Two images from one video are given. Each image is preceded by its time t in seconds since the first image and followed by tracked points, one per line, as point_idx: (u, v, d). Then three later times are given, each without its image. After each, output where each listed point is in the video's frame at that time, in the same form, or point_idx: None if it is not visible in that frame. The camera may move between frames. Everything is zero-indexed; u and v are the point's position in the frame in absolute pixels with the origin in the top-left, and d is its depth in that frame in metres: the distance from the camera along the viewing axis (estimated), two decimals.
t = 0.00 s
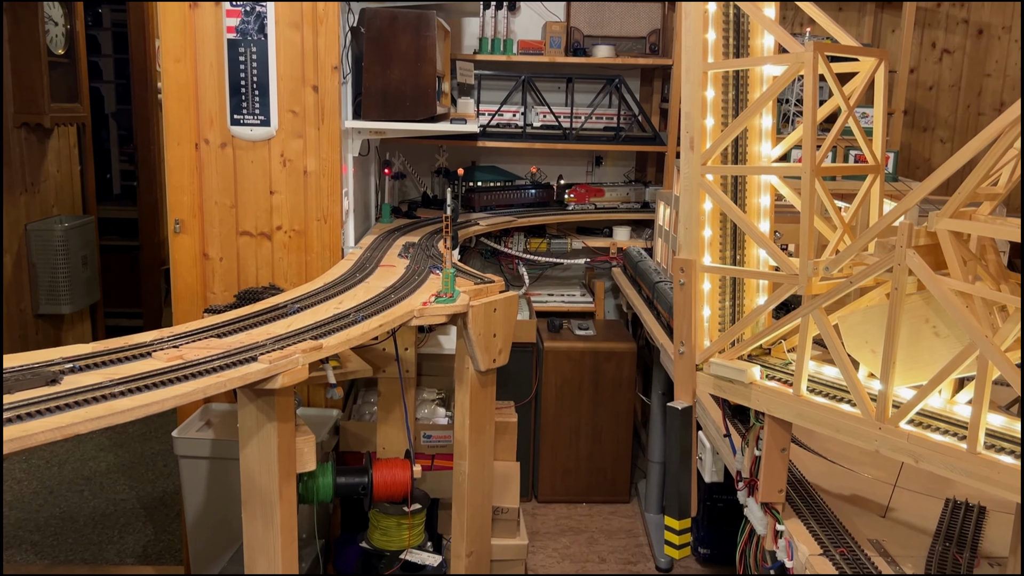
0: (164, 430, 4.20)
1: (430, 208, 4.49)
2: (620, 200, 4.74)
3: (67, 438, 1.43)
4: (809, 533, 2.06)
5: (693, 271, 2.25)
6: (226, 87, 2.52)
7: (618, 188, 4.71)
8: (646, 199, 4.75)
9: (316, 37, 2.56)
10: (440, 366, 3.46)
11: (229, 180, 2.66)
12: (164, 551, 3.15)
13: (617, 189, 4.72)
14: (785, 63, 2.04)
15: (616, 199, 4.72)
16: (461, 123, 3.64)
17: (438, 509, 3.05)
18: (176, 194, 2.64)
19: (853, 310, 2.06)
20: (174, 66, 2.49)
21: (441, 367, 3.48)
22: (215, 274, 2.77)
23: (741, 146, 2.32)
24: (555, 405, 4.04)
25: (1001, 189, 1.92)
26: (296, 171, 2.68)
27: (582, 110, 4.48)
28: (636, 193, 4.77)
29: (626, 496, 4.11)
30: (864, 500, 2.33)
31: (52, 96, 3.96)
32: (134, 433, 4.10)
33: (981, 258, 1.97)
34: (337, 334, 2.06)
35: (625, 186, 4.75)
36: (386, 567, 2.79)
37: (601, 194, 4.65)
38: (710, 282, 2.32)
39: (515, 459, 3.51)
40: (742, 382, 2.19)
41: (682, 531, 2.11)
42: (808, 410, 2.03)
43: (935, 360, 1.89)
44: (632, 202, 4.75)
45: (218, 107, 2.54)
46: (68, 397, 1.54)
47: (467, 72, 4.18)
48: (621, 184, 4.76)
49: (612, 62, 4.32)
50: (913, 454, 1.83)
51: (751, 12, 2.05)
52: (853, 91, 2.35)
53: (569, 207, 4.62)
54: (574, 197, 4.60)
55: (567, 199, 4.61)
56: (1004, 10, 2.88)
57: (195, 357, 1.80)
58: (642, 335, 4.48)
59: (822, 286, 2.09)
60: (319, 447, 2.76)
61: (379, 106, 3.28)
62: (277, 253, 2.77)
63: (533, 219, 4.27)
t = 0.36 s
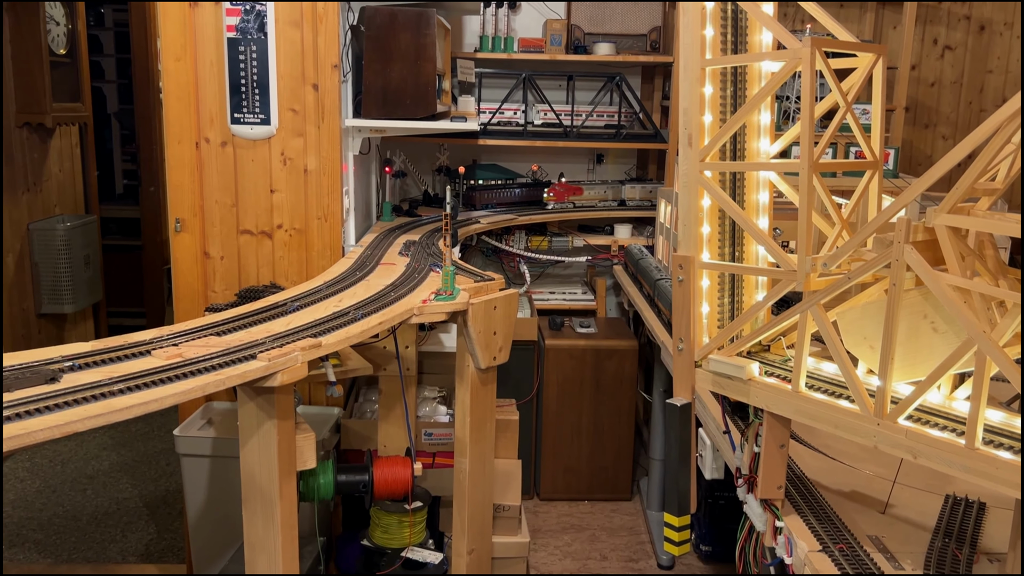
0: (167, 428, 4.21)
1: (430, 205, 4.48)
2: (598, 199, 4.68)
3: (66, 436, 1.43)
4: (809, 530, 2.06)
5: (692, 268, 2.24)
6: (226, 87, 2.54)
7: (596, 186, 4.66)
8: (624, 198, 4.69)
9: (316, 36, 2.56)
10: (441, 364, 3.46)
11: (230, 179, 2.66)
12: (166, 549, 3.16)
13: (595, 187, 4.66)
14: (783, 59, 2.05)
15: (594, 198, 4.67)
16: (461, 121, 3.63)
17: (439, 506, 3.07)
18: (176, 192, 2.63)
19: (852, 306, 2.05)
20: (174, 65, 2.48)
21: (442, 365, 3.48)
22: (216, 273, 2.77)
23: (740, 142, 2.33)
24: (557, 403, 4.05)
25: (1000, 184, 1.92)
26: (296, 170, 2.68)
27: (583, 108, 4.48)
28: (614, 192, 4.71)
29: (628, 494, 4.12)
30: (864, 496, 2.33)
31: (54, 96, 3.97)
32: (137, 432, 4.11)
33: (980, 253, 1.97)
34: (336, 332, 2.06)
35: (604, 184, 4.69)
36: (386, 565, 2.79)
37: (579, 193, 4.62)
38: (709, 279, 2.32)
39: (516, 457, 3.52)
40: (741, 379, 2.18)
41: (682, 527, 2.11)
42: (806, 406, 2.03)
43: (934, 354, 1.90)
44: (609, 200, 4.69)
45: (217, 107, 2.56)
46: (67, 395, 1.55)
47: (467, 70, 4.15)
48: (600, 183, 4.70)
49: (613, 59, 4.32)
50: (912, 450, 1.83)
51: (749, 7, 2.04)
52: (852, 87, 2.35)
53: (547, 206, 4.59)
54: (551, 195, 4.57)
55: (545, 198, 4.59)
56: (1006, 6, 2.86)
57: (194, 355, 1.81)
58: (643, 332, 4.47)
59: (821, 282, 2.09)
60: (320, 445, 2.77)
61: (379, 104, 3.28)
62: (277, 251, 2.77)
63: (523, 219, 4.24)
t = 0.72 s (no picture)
0: (172, 429, 4.22)
1: (434, 205, 4.47)
2: (580, 199, 4.62)
3: (72, 438, 1.44)
4: (815, 531, 2.05)
5: (696, 268, 2.26)
6: (229, 85, 2.35)
7: (578, 185, 4.61)
8: (605, 198, 4.66)
9: (319, 36, 2.56)
10: (445, 364, 3.47)
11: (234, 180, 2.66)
12: (172, 549, 3.17)
13: (576, 187, 4.60)
14: (787, 59, 2.04)
15: (576, 198, 4.60)
16: (465, 121, 3.63)
17: (445, 506, 3.09)
18: (181, 193, 2.60)
19: (856, 307, 2.06)
20: (177, 67, 2.36)
21: (446, 365, 3.48)
22: (220, 274, 2.82)
23: (744, 141, 2.31)
24: (561, 403, 4.04)
25: (1005, 183, 1.91)
26: (300, 170, 2.69)
27: (586, 107, 4.48)
28: (595, 192, 4.66)
29: (633, 493, 4.12)
30: (869, 496, 2.32)
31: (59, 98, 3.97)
32: (143, 432, 4.13)
33: (985, 253, 1.96)
34: (341, 333, 2.06)
35: (585, 184, 4.64)
36: (392, 565, 2.77)
37: (562, 193, 4.53)
38: (714, 279, 2.32)
39: (521, 457, 3.53)
40: (746, 379, 2.19)
41: (687, 527, 2.11)
42: (812, 406, 2.03)
43: (939, 354, 1.90)
44: (591, 200, 4.63)
45: (220, 107, 2.40)
46: (73, 397, 1.55)
47: (471, 70, 4.24)
48: (581, 184, 4.65)
49: (617, 59, 4.31)
50: (918, 450, 1.82)
51: (753, 7, 2.04)
52: (857, 85, 2.34)
53: (530, 207, 4.48)
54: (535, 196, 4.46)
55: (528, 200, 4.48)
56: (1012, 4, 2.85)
57: (199, 357, 1.81)
58: (648, 332, 4.47)
59: (826, 282, 2.08)
60: (324, 445, 2.77)
61: (382, 104, 3.27)
62: (282, 252, 2.85)
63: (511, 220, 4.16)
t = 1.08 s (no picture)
0: (176, 427, 4.23)
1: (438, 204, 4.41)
2: (562, 198, 4.55)
3: (71, 436, 1.43)
4: (818, 528, 2.05)
5: (699, 265, 2.22)
6: (231, 85, 2.31)
7: (563, 184, 4.52)
8: (586, 196, 4.64)
9: (321, 34, 2.54)
10: (448, 362, 3.46)
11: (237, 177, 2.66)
12: (176, 547, 3.17)
13: (560, 185, 4.51)
14: (790, 53, 2.03)
15: (560, 197, 4.52)
16: (467, 118, 3.63)
17: (448, 504, 3.08)
18: (182, 190, 2.55)
19: (861, 302, 2.03)
20: (179, 65, 2.27)
21: (448, 363, 3.48)
22: (223, 272, 2.83)
23: (747, 137, 2.29)
24: (564, 401, 4.04)
25: (1010, 177, 1.89)
26: (302, 168, 2.69)
27: (590, 104, 4.50)
28: (577, 189, 4.61)
29: (637, 491, 4.12)
30: (873, 493, 2.31)
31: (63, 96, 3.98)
32: (147, 431, 4.13)
33: (990, 248, 1.95)
34: (342, 330, 2.05)
35: (567, 182, 4.59)
36: (395, 563, 2.78)
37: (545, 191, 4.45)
38: (716, 275, 2.27)
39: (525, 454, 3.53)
40: (749, 376, 2.17)
41: (690, 526, 2.08)
42: (815, 403, 2.02)
43: (944, 350, 1.87)
44: (573, 198, 4.59)
45: (224, 105, 2.34)
46: (73, 395, 1.54)
47: (474, 67, 4.23)
48: (564, 181, 4.57)
49: (620, 55, 4.31)
50: (922, 447, 1.81)
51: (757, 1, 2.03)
52: (860, 80, 2.33)
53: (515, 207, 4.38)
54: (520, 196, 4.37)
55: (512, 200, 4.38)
56: None
57: (200, 354, 1.81)
58: (651, 329, 4.46)
59: (830, 278, 2.07)
60: (328, 442, 2.79)
61: (385, 102, 3.27)
62: (284, 248, 2.86)
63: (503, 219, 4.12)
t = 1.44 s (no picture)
0: (181, 424, 4.23)
1: (442, 201, 4.41)
2: (547, 197, 4.50)
3: (73, 433, 1.43)
4: (823, 526, 2.03)
5: (703, 261, 2.21)
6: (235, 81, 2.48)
7: (546, 182, 4.48)
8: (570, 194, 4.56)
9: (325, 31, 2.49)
10: (452, 358, 3.48)
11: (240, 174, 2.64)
12: (181, 544, 3.18)
13: (544, 183, 4.48)
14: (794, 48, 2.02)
15: (544, 195, 4.47)
16: (471, 114, 3.63)
17: (452, 501, 3.06)
18: (187, 190, 2.62)
19: (866, 299, 2.03)
20: (183, 61, 2.44)
21: (453, 360, 3.50)
22: (227, 270, 2.81)
23: (751, 132, 2.28)
24: (569, 398, 4.04)
25: (1017, 172, 1.87)
26: (306, 164, 2.67)
27: (595, 100, 4.48)
28: (560, 189, 4.56)
29: (642, 488, 4.11)
30: (879, 491, 2.30)
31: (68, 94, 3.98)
32: (152, 427, 4.14)
33: (997, 244, 1.93)
34: (345, 327, 2.05)
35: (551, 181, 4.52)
36: (399, 561, 2.76)
37: (531, 189, 4.38)
38: (720, 272, 2.27)
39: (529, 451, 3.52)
40: (753, 373, 2.15)
41: (693, 523, 2.09)
42: (820, 400, 2.01)
43: (950, 347, 1.86)
44: (557, 197, 4.53)
45: (227, 102, 2.50)
46: (74, 392, 1.54)
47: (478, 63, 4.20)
48: (547, 179, 4.53)
49: (625, 51, 4.30)
50: (928, 445, 1.80)
51: None
52: (865, 75, 2.32)
53: (503, 207, 4.28)
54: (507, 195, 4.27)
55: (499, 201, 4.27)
56: None
57: (203, 351, 1.81)
58: (656, 326, 4.45)
59: (834, 274, 2.06)
60: (332, 439, 2.79)
61: (388, 98, 3.27)
62: (288, 247, 2.80)
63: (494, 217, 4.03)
